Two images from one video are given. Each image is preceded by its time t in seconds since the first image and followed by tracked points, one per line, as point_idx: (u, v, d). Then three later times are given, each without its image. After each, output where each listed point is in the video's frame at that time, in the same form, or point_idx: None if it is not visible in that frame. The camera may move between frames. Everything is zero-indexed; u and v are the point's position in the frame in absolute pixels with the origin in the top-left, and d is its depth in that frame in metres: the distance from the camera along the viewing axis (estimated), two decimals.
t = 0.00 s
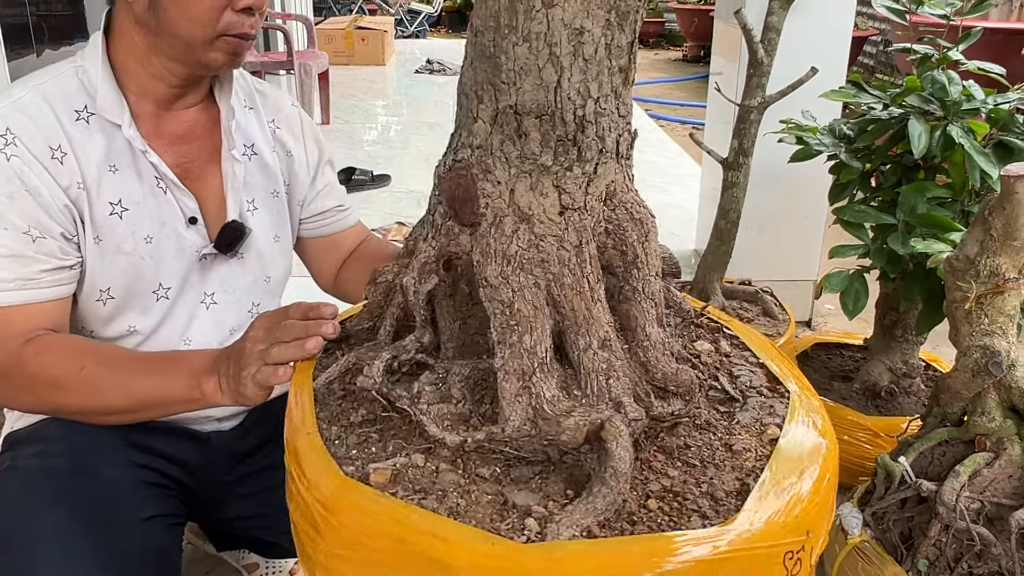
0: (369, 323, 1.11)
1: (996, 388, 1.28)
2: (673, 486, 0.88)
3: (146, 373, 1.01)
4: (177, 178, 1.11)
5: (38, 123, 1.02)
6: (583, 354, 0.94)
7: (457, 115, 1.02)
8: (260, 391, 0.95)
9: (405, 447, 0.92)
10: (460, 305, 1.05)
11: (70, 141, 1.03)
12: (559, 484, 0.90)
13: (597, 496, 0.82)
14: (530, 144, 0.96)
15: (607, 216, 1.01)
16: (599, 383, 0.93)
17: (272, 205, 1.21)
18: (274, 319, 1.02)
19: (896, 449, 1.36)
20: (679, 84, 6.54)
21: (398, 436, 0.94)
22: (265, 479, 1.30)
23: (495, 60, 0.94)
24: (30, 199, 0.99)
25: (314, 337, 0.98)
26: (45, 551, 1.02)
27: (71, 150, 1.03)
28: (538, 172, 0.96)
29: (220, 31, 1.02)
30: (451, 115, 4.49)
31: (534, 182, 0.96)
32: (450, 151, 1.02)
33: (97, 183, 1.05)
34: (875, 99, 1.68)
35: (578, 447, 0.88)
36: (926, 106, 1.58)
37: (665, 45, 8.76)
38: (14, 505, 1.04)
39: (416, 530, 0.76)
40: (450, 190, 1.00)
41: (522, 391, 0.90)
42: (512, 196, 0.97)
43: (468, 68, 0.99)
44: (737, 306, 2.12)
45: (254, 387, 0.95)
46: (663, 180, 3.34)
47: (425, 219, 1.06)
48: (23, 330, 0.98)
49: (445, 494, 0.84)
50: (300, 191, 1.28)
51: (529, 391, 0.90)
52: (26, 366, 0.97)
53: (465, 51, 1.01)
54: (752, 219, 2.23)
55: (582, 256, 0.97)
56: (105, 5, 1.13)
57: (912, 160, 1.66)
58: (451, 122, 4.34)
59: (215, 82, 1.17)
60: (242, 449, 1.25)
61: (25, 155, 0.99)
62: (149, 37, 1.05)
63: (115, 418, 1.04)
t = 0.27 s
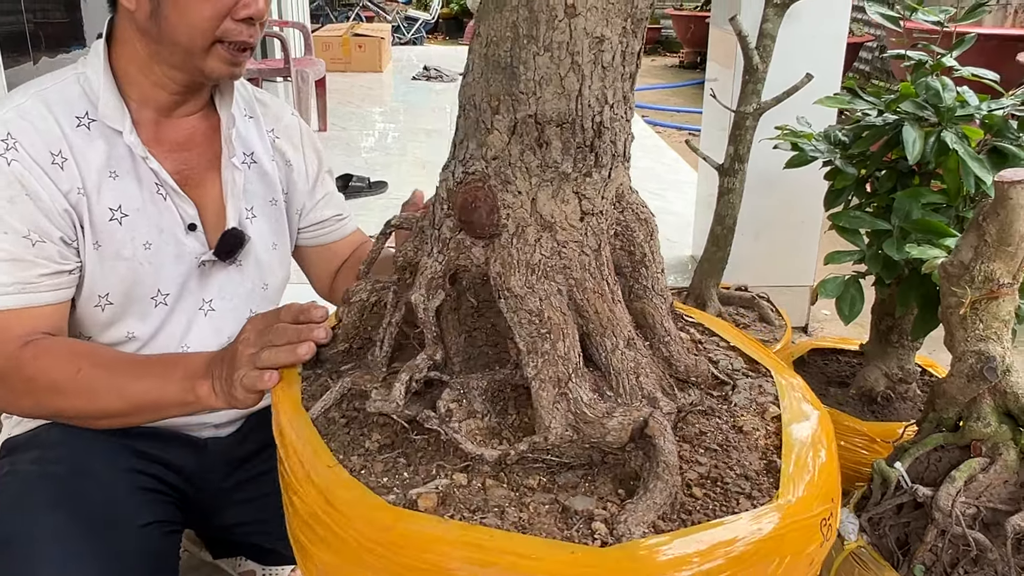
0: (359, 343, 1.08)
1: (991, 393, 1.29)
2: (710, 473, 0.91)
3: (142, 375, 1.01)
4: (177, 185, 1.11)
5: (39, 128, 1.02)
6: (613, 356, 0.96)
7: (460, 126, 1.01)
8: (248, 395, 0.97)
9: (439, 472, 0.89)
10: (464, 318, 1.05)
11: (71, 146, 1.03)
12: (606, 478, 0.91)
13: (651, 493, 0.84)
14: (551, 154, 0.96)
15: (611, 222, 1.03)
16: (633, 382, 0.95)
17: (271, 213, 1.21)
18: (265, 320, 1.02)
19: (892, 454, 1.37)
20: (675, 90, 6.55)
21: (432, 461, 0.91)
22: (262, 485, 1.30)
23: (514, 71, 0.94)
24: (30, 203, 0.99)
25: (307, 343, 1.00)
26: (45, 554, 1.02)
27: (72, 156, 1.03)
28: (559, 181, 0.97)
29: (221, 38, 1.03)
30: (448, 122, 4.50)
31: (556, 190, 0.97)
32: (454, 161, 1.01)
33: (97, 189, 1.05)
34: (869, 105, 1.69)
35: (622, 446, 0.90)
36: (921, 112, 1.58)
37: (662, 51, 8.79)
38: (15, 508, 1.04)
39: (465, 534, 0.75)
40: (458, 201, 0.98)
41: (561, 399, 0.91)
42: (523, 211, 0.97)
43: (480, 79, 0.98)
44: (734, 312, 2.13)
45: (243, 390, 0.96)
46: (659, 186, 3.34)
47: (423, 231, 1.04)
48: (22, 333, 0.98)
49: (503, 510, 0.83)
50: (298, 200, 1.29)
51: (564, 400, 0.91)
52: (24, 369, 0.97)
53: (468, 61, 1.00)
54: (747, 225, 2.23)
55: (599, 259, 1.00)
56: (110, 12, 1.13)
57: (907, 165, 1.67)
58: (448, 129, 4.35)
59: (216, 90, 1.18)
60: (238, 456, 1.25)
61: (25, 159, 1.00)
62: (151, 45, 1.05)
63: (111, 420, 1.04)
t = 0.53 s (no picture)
0: (342, 372, 1.04)
1: (987, 403, 1.29)
2: (729, 463, 0.92)
3: (132, 388, 1.00)
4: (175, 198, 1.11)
5: (38, 140, 1.02)
6: (633, 360, 0.97)
7: (464, 143, 0.98)
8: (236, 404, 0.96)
9: (478, 493, 0.86)
10: (470, 335, 1.03)
11: (70, 158, 1.04)
12: (644, 482, 0.91)
13: (690, 487, 0.84)
14: (569, 167, 0.96)
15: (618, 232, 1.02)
16: (654, 386, 0.96)
17: (270, 226, 1.21)
18: (250, 330, 1.01)
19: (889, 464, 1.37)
20: (672, 100, 6.57)
21: (464, 486, 0.87)
22: (257, 497, 1.29)
23: (529, 86, 0.93)
24: (28, 215, 0.99)
25: (288, 350, 0.97)
26: (39, 564, 1.02)
27: (70, 168, 1.03)
28: (576, 193, 0.96)
29: (222, 54, 1.03)
30: (445, 132, 4.51)
31: (573, 203, 0.96)
32: (459, 180, 0.98)
33: (95, 201, 1.05)
34: (864, 115, 1.69)
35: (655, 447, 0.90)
36: (915, 122, 1.59)
37: (659, 61, 8.82)
38: (9, 521, 1.04)
39: (522, 555, 0.72)
40: (470, 219, 0.95)
41: (590, 407, 0.90)
42: (540, 225, 0.94)
43: (490, 91, 0.95)
44: (731, 322, 2.13)
45: (229, 400, 0.96)
46: (656, 196, 3.35)
47: (419, 249, 1.01)
48: (15, 344, 0.98)
49: (557, 525, 0.82)
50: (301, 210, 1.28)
51: (592, 406, 0.91)
52: (16, 380, 0.97)
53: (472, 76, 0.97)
54: (744, 235, 2.24)
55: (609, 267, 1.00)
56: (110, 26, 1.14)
57: (903, 176, 1.67)
58: (445, 139, 4.35)
59: (215, 104, 1.18)
60: (233, 469, 1.24)
61: (24, 171, 1.00)
62: (153, 59, 1.05)
63: (101, 432, 1.03)
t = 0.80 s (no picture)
0: (332, 406, 1.03)
1: (985, 419, 1.29)
2: (737, 460, 0.96)
3: (117, 415, 1.00)
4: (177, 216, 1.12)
5: (43, 157, 1.03)
6: (644, 370, 0.98)
7: (472, 165, 0.97)
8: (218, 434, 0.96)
9: (514, 517, 0.86)
10: (477, 356, 1.04)
11: (73, 176, 1.04)
12: (666, 487, 0.94)
13: (716, 489, 0.87)
14: (581, 185, 0.97)
15: (622, 248, 1.02)
16: (667, 394, 0.98)
17: (271, 244, 1.22)
18: (229, 359, 1.00)
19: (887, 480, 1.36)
20: (670, 114, 6.60)
21: (496, 510, 0.88)
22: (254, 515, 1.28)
23: (541, 107, 0.93)
24: (28, 232, 0.99)
25: (270, 380, 0.96)
26: None
27: (74, 186, 1.04)
28: (588, 210, 0.97)
29: (234, 81, 1.03)
30: (444, 148, 4.53)
31: (585, 219, 0.97)
32: (466, 203, 0.97)
33: (97, 219, 1.06)
34: (860, 132, 1.70)
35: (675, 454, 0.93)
36: (911, 137, 1.60)
37: (657, 75, 8.86)
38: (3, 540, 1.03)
39: (576, 568, 0.75)
40: (483, 242, 0.94)
41: (612, 420, 0.92)
42: (555, 243, 0.94)
43: (501, 112, 0.94)
44: (729, 337, 2.13)
45: (212, 430, 0.95)
46: (654, 210, 3.35)
47: (421, 275, 0.99)
48: (7, 361, 0.98)
49: (599, 539, 0.83)
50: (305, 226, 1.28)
51: (615, 417, 0.92)
52: (5, 397, 0.97)
53: (479, 98, 0.95)
54: (741, 249, 2.25)
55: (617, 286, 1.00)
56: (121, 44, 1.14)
57: (899, 192, 1.67)
58: (444, 154, 4.37)
59: (222, 125, 1.18)
60: (229, 488, 1.23)
61: (26, 187, 1.00)
62: (162, 79, 1.04)
63: (85, 454, 1.03)
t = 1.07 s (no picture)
0: (330, 444, 0.98)
1: (984, 439, 1.29)
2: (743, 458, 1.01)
3: (91, 448, 0.95)
4: (184, 239, 1.13)
5: (55, 174, 1.03)
6: (653, 384, 0.98)
7: (481, 191, 0.96)
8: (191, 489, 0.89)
9: (549, 541, 0.85)
10: (487, 382, 1.03)
11: (84, 194, 1.05)
12: (684, 495, 0.95)
13: (734, 494, 0.90)
14: (593, 209, 0.97)
15: (623, 271, 1.02)
16: (675, 405, 0.98)
17: (274, 271, 1.24)
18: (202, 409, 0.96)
19: (888, 502, 1.36)
20: (669, 134, 6.64)
21: (529, 536, 0.86)
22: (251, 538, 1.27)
23: (554, 132, 0.93)
24: (35, 247, 0.99)
25: (242, 436, 0.91)
26: None
27: (83, 204, 1.05)
28: (599, 232, 0.98)
29: (265, 122, 1.06)
30: (444, 168, 4.55)
31: (596, 240, 0.99)
32: (477, 231, 0.96)
33: (105, 238, 1.07)
34: (857, 152, 1.71)
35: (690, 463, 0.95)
36: (908, 159, 1.61)
37: (656, 95, 8.91)
38: None
39: None
40: (500, 268, 0.94)
41: (632, 435, 0.93)
42: (569, 266, 0.95)
43: (513, 139, 0.93)
44: (729, 357, 2.13)
45: (185, 485, 0.89)
46: (653, 230, 3.36)
47: (427, 304, 0.97)
48: None
49: (638, 554, 0.83)
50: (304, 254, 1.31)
51: (633, 432, 0.93)
52: None
53: (491, 126, 0.94)
54: (740, 270, 2.25)
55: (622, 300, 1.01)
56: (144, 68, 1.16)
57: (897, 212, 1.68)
58: (444, 174, 4.39)
59: (235, 158, 1.20)
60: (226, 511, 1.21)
61: (37, 203, 1.00)
62: (193, 108, 1.07)
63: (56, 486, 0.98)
